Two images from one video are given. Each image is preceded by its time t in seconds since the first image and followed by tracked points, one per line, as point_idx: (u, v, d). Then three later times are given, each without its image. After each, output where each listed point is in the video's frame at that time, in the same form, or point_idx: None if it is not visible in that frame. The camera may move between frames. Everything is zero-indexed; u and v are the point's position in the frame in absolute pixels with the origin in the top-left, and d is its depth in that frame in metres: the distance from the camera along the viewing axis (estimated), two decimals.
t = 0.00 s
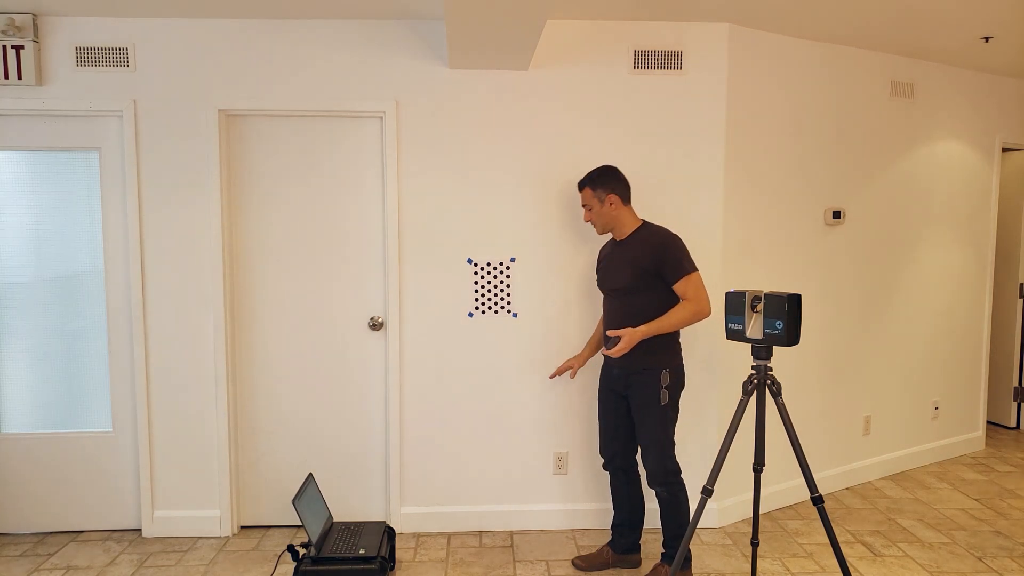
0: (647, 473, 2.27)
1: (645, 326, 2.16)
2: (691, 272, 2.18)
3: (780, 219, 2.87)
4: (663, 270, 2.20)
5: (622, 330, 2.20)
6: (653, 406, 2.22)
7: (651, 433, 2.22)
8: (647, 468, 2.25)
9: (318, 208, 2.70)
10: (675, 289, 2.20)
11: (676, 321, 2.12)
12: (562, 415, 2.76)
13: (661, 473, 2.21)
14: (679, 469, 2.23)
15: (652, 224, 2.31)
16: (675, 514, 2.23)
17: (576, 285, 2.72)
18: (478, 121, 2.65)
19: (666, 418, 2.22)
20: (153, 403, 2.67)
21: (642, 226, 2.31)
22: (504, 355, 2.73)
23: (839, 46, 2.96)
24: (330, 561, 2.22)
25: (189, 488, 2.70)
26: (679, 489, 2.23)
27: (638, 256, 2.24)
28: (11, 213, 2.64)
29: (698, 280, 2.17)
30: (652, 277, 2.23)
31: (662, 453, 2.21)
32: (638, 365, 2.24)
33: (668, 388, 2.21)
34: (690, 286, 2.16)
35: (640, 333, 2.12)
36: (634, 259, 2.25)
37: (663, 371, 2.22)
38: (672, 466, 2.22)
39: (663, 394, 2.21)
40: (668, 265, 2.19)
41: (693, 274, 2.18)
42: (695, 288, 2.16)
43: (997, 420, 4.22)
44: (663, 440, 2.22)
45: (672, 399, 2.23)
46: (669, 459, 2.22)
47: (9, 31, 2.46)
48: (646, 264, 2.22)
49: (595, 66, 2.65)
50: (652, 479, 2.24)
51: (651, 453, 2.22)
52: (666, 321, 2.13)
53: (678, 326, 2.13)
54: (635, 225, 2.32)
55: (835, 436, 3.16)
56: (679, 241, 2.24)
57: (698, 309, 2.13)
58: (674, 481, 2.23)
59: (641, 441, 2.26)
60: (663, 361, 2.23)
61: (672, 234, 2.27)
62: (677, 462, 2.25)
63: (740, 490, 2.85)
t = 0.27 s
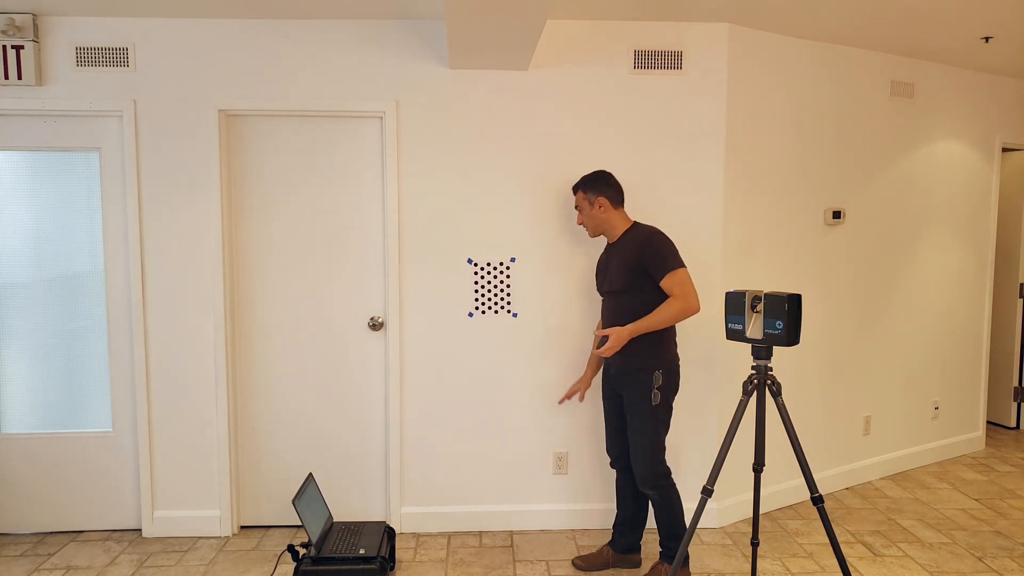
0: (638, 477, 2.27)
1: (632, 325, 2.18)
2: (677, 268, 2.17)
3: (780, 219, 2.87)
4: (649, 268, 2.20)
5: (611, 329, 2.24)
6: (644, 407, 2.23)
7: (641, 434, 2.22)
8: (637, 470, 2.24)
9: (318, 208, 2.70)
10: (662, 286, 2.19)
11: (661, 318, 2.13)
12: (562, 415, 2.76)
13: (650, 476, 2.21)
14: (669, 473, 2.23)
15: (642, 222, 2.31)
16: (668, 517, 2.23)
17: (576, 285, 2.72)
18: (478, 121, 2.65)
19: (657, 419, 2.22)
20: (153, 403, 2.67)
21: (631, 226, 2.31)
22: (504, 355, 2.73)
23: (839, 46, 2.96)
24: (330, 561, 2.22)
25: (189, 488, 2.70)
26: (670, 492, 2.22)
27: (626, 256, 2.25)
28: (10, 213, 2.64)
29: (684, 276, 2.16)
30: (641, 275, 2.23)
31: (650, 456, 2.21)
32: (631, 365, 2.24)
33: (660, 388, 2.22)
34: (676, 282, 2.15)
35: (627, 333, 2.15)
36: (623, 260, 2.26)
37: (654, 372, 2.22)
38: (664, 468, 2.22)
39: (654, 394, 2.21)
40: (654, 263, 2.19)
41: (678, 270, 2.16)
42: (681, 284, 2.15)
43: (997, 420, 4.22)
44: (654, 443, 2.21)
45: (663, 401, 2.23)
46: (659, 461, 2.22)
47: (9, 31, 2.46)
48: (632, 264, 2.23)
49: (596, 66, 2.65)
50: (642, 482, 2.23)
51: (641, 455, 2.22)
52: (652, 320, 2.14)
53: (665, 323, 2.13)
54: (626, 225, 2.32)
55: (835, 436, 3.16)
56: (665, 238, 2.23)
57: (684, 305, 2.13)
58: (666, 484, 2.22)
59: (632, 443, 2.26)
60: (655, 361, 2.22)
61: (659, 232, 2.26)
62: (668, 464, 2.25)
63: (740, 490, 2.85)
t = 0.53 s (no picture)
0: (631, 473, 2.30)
1: (616, 335, 2.21)
2: (666, 287, 2.17)
3: (780, 219, 2.87)
4: (638, 282, 2.22)
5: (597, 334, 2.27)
6: (633, 408, 2.23)
7: (631, 435, 2.24)
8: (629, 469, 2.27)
9: (318, 208, 2.70)
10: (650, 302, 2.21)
11: (642, 336, 2.16)
12: (562, 415, 2.76)
13: (641, 473, 2.23)
14: (661, 470, 2.24)
15: (646, 230, 2.28)
16: (661, 512, 2.27)
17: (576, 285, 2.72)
18: (478, 121, 2.65)
19: (645, 418, 2.22)
20: (153, 403, 2.67)
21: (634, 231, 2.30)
22: (504, 355, 2.73)
23: (839, 46, 2.96)
24: (330, 561, 2.22)
25: (189, 488, 2.70)
26: (663, 489, 2.25)
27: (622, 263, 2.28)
28: (10, 213, 2.64)
29: (671, 297, 2.16)
30: (632, 285, 2.25)
31: (641, 454, 2.22)
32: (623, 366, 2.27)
33: (647, 390, 2.21)
34: (662, 303, 2.15)
35: (608, 344, 2.19)
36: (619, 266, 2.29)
37: (642, 373, 2.22)
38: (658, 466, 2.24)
39: (641, 395, 2.21)
40: (643, 277, 2.19)
41: (666, 291, 2.16)
42: (667, 304, 2.15)
43: (997, 420, 4.22)
44: (644, 442, 2.22)
45: (651, 401, 2.22)
46: (651, 460, 2.23)
47: (9, 30, 2.46)
48: (626, 273, 2.26)
49: (596, 66, 2.65)
50: (634, 478, 2.26)
51: (631, 455, 2.24)
52: (634, 335, 2.17)
53: (646, 340, 2.17)
54: (631, 229, 2.32)
55: (835, 436, 3.16)
56: (660, 253, 2.21)
57: (666, 327, 2.15)
58: (659, 479, 2.25)
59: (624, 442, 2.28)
60: (643, 363, 2.23)
61: (657, 244, 2.24)
62: (661, 462, 2.26)
63: (740, 490, 2.85)
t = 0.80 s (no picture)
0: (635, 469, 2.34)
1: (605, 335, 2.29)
2: (657, 301, 2.19)
3: (780, 220, 2.87)
4: (631, 286, 2.27)
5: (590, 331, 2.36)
6: (632, 405, 2.28)
7: (631, 431, 2.29)
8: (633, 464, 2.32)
9: (318, 208, 2.70)
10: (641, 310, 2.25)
11: (624, 343, 2.22)
12: (562, 415, 2.76)
13: (642, 470, 2.27)
14: (662, 466, 2.27)
15: (655, 243, 2.28)
16: (660, 511, 2.28)
17: (576, 285, 2.72)
18: (478, 121, 2.65)
19: (644, 415, 2.26)
20: (153, 402, 2.67)
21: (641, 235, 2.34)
22: (504, 355, 2.73)
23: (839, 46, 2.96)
24: (330, 561, 2.22)
25: (189, 487, 2.71)
26: (663, 486, 2.27)
27: (624, 264, 2.33)
28: (11, 213, 2.64)
29: (660, 312, 2.18)
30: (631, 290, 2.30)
31: (642, 450, 2.26)
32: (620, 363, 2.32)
33: (644, 387, 2.25)
34: (649, 314, 2.18)
35: (594, 342, 2.29)
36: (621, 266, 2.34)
37: (639, 371, 2.26)
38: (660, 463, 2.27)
39: (638, 392, 2.25)
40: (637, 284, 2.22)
41: (654, 304, 2.18)
42: (654, 317, 2.18)
43: (997, 420, 4.22)
44: (644, 438, 2.26)
45: (648, 399, 2.25)
46: (652, 455, 2.26)
47: (9, 30, 2.45)
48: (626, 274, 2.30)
49: (596, 66, 2.65)
50: (636, 475, 2.31)
51: (632, 450, 2.29)
52: (619, 339, 2.23)
53: (627, 348, 2.22)
54: (640, 231, 2.36)
55: (835, 436, 3.16)
56: (659, 266, 2.22)
57: (648, 339, 2.18)
58: (661, 477, 2.27)
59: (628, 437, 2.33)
60: (640, 361, 2.26)
61: (658, 258, 2.24)
62: (664, 458, 2.28)
63: (740, 489, 2.85)
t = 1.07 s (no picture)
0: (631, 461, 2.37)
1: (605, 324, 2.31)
2: (660, 288, 2.22)
3: (780, 219, 2.87)
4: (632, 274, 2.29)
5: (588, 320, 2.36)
6: (628, 393, 2.32)
7: (628, 420, 2.32)
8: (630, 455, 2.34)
9: (318, 208, 2.70)
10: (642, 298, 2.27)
11: (628, 330, 2.23)
12: (562, 414, 2.76)
13: (639, 460, 2.30)
14: (659, 456, 2.30)
15: (653, 231, 2.31)
16: (660, 502, 2.30)
17: (576, 285, 2.72)
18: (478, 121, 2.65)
19: (639, 404, 2.30)
20: (153, 402, 2.67)
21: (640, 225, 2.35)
22: (504, 355, 2.73)
23: (839, 46, 2.96)
24: (330, 561, 2.22)
25: (189, 487, 2.71)
26: (662, 476, 2.29)
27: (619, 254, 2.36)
28: (11, 213, 2.64)
29: (664, 297, 2.21)
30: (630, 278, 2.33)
31: (639, 440, 2.30)
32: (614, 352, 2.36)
33: (639, 375, 2.29)
34: (653, 301, 2.21)
35: (595, 331, 2.29)
36: (615, 256, 2.38)
37: (633, 360, 2.30)
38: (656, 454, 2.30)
39: (633, 380, 2.29)
40: (639, 272, 2.25)
41: (658, 291, 2.21)
42: (658, 303, 2.21)
43: (997, 421, 4.22)
44: (639, 428, 2.30)
45: (642, 387, 2.29)
46: (648, 445, 2.30)
47: (9, 31, 2.46)
48: (622, 263, 2.34)
49: (596, 66, 2.65)
50: (634, 467, 2.34)
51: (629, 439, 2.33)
52: (622, 327, 2.24)
53: (631, 335, 2.23)
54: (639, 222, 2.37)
55: (835, 436, 3.16)
56: (660, 253, 2.26)
57: (653, 325, 2.20)
58: (657, 467, 2.30)
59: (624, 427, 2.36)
60: (634, 350, 2.30)
61: (658, 246, 2.28)
62: (660, 447, 2.32)
63: (740, 489, 2.85)
